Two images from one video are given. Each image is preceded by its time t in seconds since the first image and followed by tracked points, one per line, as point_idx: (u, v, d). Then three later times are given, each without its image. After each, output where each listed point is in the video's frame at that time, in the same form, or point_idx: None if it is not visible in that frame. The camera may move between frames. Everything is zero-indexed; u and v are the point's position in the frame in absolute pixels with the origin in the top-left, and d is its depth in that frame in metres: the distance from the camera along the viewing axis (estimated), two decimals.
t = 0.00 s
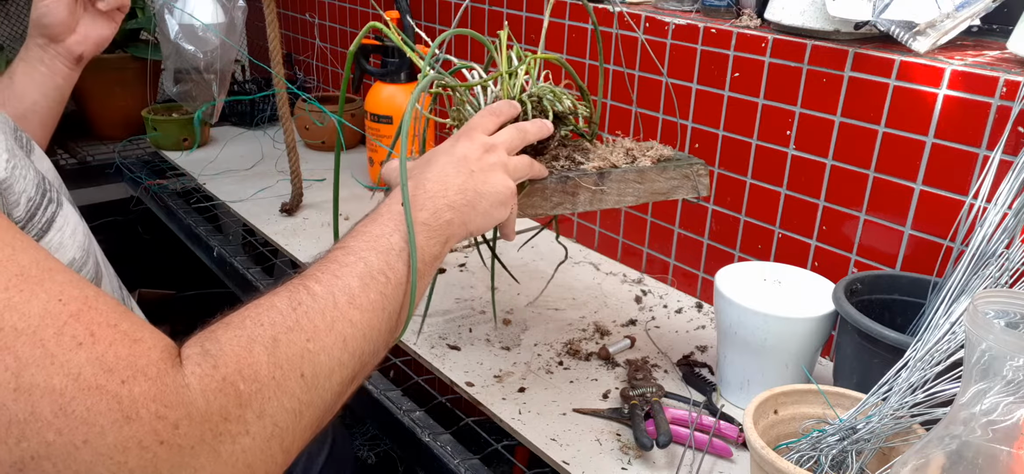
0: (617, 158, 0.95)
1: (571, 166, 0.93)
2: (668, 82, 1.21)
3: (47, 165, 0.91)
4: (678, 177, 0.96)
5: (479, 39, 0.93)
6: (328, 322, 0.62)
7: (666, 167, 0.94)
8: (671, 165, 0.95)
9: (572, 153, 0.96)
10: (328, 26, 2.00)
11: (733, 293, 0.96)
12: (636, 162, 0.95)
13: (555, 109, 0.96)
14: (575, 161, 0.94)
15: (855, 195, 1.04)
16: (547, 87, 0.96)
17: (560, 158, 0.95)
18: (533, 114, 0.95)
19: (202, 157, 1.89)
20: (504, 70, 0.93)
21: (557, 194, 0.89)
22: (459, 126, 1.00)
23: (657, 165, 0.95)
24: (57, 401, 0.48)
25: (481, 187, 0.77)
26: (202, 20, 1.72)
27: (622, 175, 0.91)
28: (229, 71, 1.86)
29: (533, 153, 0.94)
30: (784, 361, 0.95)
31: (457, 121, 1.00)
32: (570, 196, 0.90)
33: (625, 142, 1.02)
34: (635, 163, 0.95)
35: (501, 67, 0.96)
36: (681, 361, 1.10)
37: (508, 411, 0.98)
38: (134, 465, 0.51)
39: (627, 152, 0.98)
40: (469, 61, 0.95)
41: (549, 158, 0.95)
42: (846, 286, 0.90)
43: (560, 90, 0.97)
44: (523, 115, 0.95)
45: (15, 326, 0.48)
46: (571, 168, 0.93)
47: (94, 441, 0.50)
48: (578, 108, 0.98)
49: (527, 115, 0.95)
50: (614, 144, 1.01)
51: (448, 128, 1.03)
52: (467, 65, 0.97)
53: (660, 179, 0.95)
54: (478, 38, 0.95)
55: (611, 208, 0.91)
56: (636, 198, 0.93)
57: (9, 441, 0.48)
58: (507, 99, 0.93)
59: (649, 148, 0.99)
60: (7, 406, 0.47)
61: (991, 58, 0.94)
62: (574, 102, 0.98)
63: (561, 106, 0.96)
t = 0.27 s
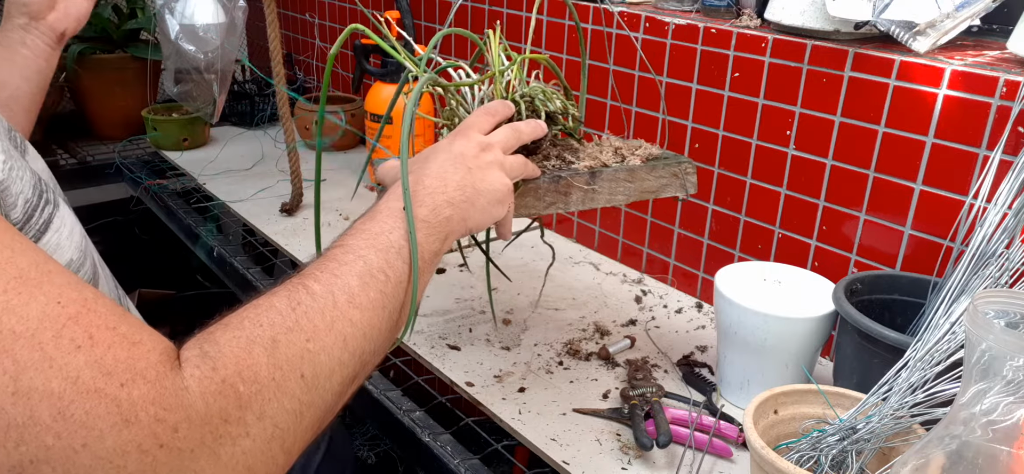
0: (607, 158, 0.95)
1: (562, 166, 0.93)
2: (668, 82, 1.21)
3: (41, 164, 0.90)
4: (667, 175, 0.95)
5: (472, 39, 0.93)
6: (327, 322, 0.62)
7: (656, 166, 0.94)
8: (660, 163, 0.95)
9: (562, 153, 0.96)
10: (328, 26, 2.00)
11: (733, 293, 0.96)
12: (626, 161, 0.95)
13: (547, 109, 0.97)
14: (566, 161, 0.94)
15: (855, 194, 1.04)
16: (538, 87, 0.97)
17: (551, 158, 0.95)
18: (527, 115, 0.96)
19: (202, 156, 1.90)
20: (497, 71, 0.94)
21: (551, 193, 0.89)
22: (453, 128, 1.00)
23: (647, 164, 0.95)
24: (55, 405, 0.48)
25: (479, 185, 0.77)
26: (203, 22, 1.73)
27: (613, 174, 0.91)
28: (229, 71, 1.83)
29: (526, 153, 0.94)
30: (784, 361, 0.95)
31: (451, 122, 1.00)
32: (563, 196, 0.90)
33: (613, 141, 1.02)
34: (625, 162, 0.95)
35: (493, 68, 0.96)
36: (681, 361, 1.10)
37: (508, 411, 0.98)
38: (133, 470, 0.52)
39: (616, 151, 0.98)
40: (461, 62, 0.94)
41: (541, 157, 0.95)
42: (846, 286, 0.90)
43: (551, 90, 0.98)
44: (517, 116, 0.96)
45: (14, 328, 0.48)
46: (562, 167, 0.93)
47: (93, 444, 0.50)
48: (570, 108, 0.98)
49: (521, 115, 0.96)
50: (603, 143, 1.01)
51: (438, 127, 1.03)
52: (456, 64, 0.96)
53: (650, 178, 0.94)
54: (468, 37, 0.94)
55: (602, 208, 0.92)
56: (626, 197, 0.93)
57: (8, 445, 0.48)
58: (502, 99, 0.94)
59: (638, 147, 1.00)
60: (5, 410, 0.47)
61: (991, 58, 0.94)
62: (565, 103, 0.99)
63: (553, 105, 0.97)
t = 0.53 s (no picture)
0: (613, 158, 0.95)
1: (569, 167, 0.93)
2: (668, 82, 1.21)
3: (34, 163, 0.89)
4: (673, 176, 0.95)
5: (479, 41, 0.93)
6: (330, 325, 0.62)
7: (662, 166, 0.94)
8: (666, 164, 0.95)
9: (567, 153, 0.96)
10: (328, 26, 2.00)
11: (733, 293, 0.96)
12: (632, 161, 0.95)
13: (554, 111, 0.97)
14: (571, 162, 0.94)
15: (855, 194, 1.04)
16: (544, 89, 0.97)
17: (558, 160, 0.95)
18: (532, 116, 0.96)
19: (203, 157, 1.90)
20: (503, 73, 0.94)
21: (557, 194, 0.89)
22: (458, 130, 1.00)
23: (654, 164, 0.94)
24: (53, 408, 0.49)
25: (489, 187, 0.78)
26: (203, 23, 1.72)
27: (619, 174, 0.91)
28: (229, 71, 1.84)
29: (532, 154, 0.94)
30: (784, 361, 0.95)
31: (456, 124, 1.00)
32: (569, 197, 0.90)
33: (619, 142, 1.02)
34: (631, 163, 0.94)
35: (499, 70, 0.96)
36: (681, 361, 1.10)
37: (508, 411, 0.98)
38: None
39: (621, 151, 0.97)
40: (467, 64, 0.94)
41: (547, 159, 0.95)
42: (846, 286, 0.90)
43: (557, 92, 0.98)
44: (523, 117, 0.96)
45: (12, 331, 0.48)
46: (568, 168, 0.93)
47: (91, 448, 0.50)
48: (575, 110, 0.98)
49: (527, 117, 0.95)
50: (608, 145, 1.01)
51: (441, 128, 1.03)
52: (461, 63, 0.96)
53: (657, 179, 0.94)
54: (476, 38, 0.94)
55: (609, 209, 0.91)
56: (632, 198, 0.93)
57: (6, 448, 0.48)
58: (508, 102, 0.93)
59: (644, 147, 0.99)
60: (3, 413, 0.47)
61: (991, 58, 0.94)
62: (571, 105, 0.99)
63: (559, 107, 0.97)
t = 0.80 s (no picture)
0: (621, 164, 0.95)
1: (574, 170, 0.94)
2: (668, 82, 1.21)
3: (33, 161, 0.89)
4: (683, 184, 0.95)
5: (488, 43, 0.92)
6: (332, 329, 0.62)
7: (671, 173, 0.93)
8: (676, 171, 0.94)
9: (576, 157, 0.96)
10: (328, 26, 2.00)
11: (733, 293, 0.96)
12: (641, 168, 0.95)
13: (563, 113, 0.95)
14: (578, 166, 0.94)
15: (855, 194, 1.04)
16: (553, 91, 0.96)
17: (564, 163, 0.95)
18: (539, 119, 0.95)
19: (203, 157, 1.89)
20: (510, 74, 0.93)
21: (557, 198, 0.89)
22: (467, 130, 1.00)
23: (662, 171, 0.94)
24: (57, 411, 0.49)
25: (490, 188, 0.78)
26: (203, 23, 1.73)
27: (624, 181, 0.91)
28: (229, 72, 1.84)
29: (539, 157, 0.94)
30: (784, 361, 0.95)
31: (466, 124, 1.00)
32: (570, 201, 0.90)
33: (631, 147, 1.01)
34: (639, 169, 0.94)
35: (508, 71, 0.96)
36: (681, 361, 1.10)
37: (508, 411, 0.98)
38: None
39: (632, 157, 0.97)
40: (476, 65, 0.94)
41: (553, 162, 0.95)
42: (846, 286, 0.90)
43: (567, 94, 0.96)
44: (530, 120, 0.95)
45: (16, 333, 0.48)
46: (572, 172, 0.93)
47: (93, 451, 0.50)
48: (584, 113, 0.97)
49: (532, 119, 0.95)
50: (621, 149, 1.01)
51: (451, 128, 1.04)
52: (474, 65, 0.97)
53: (665, 186, 0.94)
54: (482, 41, 0.93)
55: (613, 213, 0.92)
56: (637, 204, 0.93)
57: (9, 451, 0.48)
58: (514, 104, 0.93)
59: (656, 153, 0.99)
60: (7, 416, 0.47)
61: (991, 58, 0.94)
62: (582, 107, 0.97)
63: (567, 111, 0.95)
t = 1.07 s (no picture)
0: (634, 163, 0.94)
1: (585, 170, 0.93)
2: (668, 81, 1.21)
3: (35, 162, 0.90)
4: (696, 183, 0.95)
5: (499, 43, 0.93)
6: (334, 326, 0.62)
7: (683, 173, 0.94)
8: (688, 170, 0.94)
9: (588, 157, 0.96)
10: (328, 26, 2.00)
11: (733, 293, 0.96)
12: (653, 167, 0.95)
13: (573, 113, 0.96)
14: (589, 165, 0.94)
15: (855, 195, 1.04)
16: (562, 90, 0.97)
17: (575, 163, 0.95)
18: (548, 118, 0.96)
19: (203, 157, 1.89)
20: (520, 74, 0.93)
21: (568, 198, 0.89)
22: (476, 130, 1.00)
23: (674, 171, 0.94)
24: (58, 405, 0.48)
25: (498, 189, 0.77)
26: (202, 23, 1.74)
27: (636, 180, 0.91)
28: (228, 71, 1.87)
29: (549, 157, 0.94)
30: (784, 361, 0.95)
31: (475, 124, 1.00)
32: (581, 201, 0.89)
33: (643, 146, 1.01)
34: (651, 168, 0.94)
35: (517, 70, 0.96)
36: (681, 361, 1.10)
37: (508, 411, 0.98)
38: (134, 470, 0.52)
39: (644, 156, 0.97)
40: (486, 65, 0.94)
41: (563, 161, 0.95)
42: (846, 286, 0.90)
43: (576, 94, 0.97)
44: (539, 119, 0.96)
45: (17, 328, 0.48)
46: (584, 172, 0.93)
47: (95, 445, 0.50)
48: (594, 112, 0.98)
49: (542, 119, 0.95)
50: (633, 148, 1.01)
51: (461, 131, 1.05)
52: (486, 66, 0.98)
53: (677, 186, 0.94)
54: (492, 41, 0.93)
55: (624, 213, 0.92)
56: (649, 203, 0.93)
57: (10, 445, 0.48)
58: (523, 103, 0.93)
59: (668, 152, 0.99)
60: (8, 410, 0.47)
61: (991, 58, 0.94)
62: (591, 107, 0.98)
63: (577, 110, 0.96)
